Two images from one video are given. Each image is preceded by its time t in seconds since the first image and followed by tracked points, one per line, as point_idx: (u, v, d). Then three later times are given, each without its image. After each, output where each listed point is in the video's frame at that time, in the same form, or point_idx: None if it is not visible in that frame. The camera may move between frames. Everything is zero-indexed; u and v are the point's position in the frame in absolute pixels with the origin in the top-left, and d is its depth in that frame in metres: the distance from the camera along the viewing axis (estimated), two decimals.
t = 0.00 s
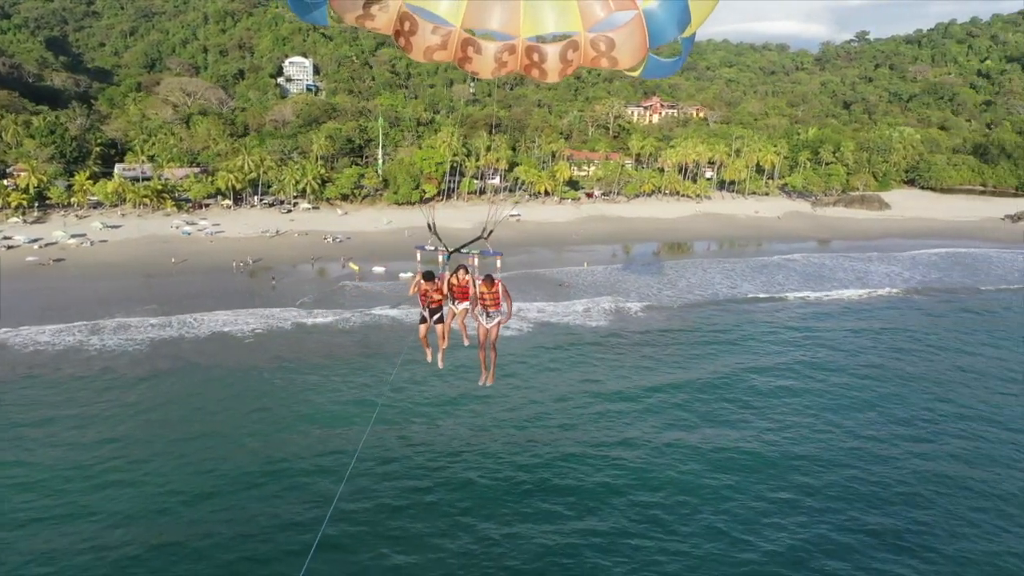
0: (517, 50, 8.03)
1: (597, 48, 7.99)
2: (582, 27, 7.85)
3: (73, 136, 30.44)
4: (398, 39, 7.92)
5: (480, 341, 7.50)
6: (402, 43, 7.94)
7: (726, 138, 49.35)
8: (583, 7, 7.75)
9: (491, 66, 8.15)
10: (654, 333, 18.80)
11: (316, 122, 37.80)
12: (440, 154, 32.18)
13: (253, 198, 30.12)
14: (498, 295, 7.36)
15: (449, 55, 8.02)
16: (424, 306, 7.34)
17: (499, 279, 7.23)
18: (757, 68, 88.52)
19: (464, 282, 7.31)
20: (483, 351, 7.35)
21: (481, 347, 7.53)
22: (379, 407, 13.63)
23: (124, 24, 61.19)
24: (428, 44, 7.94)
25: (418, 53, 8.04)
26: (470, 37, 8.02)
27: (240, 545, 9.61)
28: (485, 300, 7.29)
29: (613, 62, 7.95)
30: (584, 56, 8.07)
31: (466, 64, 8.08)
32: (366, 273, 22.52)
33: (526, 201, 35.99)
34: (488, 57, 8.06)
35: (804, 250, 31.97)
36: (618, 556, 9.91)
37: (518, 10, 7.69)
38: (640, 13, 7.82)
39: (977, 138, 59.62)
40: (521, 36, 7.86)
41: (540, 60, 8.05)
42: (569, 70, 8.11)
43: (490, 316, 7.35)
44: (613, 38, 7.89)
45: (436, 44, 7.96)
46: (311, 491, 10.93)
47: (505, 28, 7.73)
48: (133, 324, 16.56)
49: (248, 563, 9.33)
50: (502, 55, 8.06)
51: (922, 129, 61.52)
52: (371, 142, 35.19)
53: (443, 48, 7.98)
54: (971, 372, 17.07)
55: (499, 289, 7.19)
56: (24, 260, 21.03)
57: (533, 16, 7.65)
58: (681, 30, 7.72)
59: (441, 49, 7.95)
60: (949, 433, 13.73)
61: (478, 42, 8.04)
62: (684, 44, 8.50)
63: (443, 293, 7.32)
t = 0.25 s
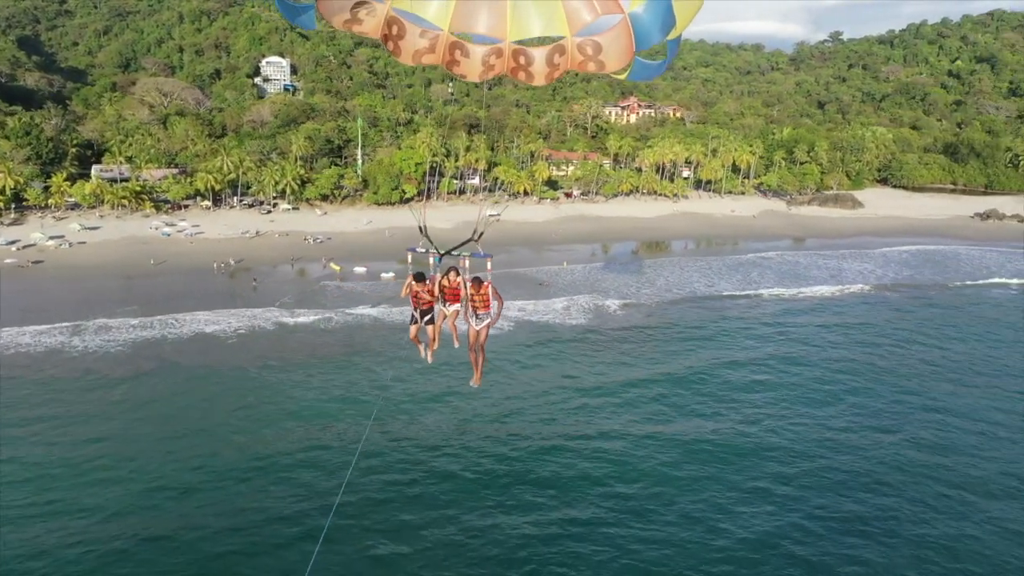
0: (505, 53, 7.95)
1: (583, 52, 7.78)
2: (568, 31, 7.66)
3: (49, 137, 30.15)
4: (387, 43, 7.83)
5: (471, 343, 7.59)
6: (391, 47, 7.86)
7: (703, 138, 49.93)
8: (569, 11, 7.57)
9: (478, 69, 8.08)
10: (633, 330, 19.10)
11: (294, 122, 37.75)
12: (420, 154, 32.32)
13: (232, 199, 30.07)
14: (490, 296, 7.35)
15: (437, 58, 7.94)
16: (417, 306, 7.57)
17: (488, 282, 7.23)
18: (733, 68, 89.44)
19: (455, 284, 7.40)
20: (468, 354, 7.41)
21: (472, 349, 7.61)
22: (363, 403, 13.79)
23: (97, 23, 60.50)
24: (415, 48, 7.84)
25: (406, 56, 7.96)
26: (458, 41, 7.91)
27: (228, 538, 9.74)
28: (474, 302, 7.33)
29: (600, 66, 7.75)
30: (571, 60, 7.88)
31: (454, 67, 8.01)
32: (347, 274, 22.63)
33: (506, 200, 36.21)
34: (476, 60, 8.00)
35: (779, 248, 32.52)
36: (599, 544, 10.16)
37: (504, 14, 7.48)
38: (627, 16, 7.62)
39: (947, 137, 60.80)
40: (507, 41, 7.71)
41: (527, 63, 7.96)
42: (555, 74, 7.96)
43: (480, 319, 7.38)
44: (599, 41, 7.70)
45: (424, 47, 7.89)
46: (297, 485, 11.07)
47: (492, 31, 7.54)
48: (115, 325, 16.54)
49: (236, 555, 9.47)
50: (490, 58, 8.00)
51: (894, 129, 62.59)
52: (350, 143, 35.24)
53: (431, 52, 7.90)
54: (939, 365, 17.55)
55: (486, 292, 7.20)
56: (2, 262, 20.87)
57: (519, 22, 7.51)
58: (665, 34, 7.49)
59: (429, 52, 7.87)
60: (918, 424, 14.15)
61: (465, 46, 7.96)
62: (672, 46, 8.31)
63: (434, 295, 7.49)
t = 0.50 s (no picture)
0: (502, 59, 8.46)
1: (581, 58, 8.34)
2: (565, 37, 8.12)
3: (35, 138, 30.01)
4: (385, 49, 8.43)
5: (471, 347, 7.83)
6: (388, 53, 8.45)
7: (689, 138, 50.30)
8: (565, 17, 8.02)
9: (477, 74, 8.59)
10: (619, 327, 19.40)
11: (281, 123, 37.76)
12: (407, 155, 32.46)
13: (220, 200, 30.08)
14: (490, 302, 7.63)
15: (435, 63, 8.53)
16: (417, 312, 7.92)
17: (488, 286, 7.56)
18: (718, 68, 90.00)
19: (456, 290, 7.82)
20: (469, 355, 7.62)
21: (472, 353, 7.86)
22: (353, 398, 13.98)
23: (81, 22, 60.06)
24: (414, 54, 8.44)
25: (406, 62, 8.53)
26: (455, 47, 8.46)
27: (222, 528, 9.95)
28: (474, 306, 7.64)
29: (596, 71, 8.34)
30: (568, 65, 8.41)
31: (452, 72, 8.54)
32: (336, 274, 22.76)
33: (493, 200, 36.39)
34: (474, 66, 8.50)
35: (764, 248, 32.91)
36: (587, 531, 10.44)
37: (503, 22, 7.99)
38: (622, 23, 8.19)
39: (929, 137, 61.55)
40: (505, 46, 8.20)
41: (525, 68, 8.46)
42: (553, 79, 8.40)
43: (479, 324, 7.61)
44: (596, 48, 8.27)
45: (422, 54, 8.49)
46: (289, 476, 11.27)
47: (491, 36, 8.00)
48: (105, 326, 16.62)
49: (231, 544, 9.68)
50: (486, 63, 8.52)
51: (877, 129, 63.31)
52: (338, 143, 35.29)
53: (429, 58, 8.51)
54: (918, 360, 17.97)
55: (487, 294, 7.49)
56: None
57: (516, 29, 8.02)
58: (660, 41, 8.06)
59: (427, 58, 8.48)
60: (897, 416, 14.53)
61: (463, 52, 8.49)
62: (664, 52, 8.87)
63: (435, 301, 7.85)
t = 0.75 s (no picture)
0: (504, 63, 8.38)
1: (581, 62, 8.37)
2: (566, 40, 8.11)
3: (21, 139, 29.87)
4: (386, 55, 8.41)
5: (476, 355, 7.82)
6: (389, 58, 8.43)
7: (674, 138, 50.73)
8: (566, 20, 7.96)
9: (477, 79, 8.53)
10: (607, 325, 19.62)
11: (269, 124, 37.80)
12: (395, 156, 32.64)
13: (208, 201, 30.12)
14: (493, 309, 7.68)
15: (435, 69, 8.52)
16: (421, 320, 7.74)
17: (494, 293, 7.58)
18: (703, 69, 90.59)
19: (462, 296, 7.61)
20: (476, 362, 7.63)
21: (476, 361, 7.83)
22: (344, 396, 14.14)
23: (64, 23, 59.70)
24: (414, 60, 8.44)
25: (406, 68, 8.54)
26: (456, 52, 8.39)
27: (214, 524, 10.09)
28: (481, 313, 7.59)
29: (597, 76, 8.38)
30: (569, 70, 8.40)
31: (453, 78, 8.50)
32: (325, 275, 22.89)
33: (481, 201, 36.63)
34: (475, 71, 8.44)
35: (748, 247, 33.32)
36: (575, 524, 10.65)
37: (503, 26, 7.93)
38: (624, 27, 8.16)
39: (911, 137, 62.34)
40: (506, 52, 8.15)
41: (526, 74, 8.37)
42: (554, 83, 8.36)
43: (485, 329, 7.68)
44: (596, 52, 8.31)
45: (423, 60, 8.48)
46: (280, 472, 11.42)
47: (492, 42, 7.97)
48: (95, 328, 16.64)
49: (222, 540, 9.83)
50: (488, 69, 8.44)
51: (859, 129, 64.03)
52: (325, 144, 35.38)
53: (430, 63, 8.49)
54: (899, 356, 18.32)
55: (494, 303, 7.55)
56: None
57: (517, 35, 7.95)
58: (663, 46, 8.08)
59: (427, 64, 8.46)
60: (877, 411, 14.85)
61: (465, 57, 8.41)
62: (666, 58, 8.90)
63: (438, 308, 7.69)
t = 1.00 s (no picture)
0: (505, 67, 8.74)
1: (584, 65, 8.62)
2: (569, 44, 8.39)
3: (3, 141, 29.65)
4: (389, 55, 8.56)
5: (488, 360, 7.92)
6: (392, 59, 8.59)
7: (658, 139, 51.06)
8: (569, 25, 8.29)
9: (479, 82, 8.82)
10: (593, 323, 19.84)
11: (253, 125, 37.75)
12: (381, 158, 32.69)
13: (193, 203, 30.06)
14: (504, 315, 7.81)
15: (437, 70, 8.70)
16: (432, 327, 7.88)
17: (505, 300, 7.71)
18: (687, 69, 91.16)
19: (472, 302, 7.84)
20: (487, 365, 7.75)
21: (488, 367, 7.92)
22: (334, 393, 14.28)
23: (45, 23, 59.12)
24: (416, 61, 8.59)
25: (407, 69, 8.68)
26: (458, 55, 8.66)
27: (208, 519, 10.26)
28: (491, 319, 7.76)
29: (600, 78, 8.58)
30: (572, 73, 8.69)
31: (454, 79, 8.77)
32: (313, 276, 22.97)
33: (466, 201, 36.76)
34: (476, 74, 8.74)
35: (731, 247, 33.68)
36: (563, 515, 10.91)
37: (507, 29, 8.22)
38: (628, 30, 8.33)
39: (891, 138, 63.08)
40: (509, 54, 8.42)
41: (527, 76, 8.75)
42: (556, 86, 8.74)
43: (496, 336, 7.78)
44: (599, 54, 8.51)
45: (424, 61, 8.61)
46: (273, 467, 11.60)
47: (494, 43, 8.23)
48: (85, 329, 16.68)
49: (217, 534, 10.01)
50: (489, 71, 8.76)
51: (841, 129, 64.75)
52: (311, 145, 35.36)
53: (432, 65, 8.64)
54: (878, 351, 18.71)
55: (504, 309, 7.66)
56: None
57: (520, 37, 8.23)
58: (666, 48, 8.27)
59: (429, 65, 8.61)
60: (857, 404, 15.20)
61: (466, 60, 8.71)
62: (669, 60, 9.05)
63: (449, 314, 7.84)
